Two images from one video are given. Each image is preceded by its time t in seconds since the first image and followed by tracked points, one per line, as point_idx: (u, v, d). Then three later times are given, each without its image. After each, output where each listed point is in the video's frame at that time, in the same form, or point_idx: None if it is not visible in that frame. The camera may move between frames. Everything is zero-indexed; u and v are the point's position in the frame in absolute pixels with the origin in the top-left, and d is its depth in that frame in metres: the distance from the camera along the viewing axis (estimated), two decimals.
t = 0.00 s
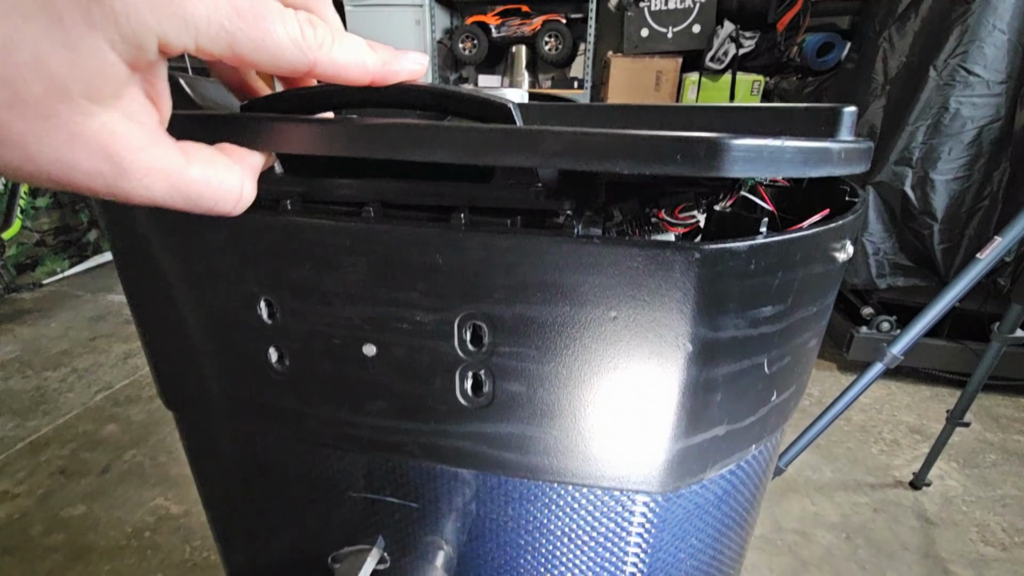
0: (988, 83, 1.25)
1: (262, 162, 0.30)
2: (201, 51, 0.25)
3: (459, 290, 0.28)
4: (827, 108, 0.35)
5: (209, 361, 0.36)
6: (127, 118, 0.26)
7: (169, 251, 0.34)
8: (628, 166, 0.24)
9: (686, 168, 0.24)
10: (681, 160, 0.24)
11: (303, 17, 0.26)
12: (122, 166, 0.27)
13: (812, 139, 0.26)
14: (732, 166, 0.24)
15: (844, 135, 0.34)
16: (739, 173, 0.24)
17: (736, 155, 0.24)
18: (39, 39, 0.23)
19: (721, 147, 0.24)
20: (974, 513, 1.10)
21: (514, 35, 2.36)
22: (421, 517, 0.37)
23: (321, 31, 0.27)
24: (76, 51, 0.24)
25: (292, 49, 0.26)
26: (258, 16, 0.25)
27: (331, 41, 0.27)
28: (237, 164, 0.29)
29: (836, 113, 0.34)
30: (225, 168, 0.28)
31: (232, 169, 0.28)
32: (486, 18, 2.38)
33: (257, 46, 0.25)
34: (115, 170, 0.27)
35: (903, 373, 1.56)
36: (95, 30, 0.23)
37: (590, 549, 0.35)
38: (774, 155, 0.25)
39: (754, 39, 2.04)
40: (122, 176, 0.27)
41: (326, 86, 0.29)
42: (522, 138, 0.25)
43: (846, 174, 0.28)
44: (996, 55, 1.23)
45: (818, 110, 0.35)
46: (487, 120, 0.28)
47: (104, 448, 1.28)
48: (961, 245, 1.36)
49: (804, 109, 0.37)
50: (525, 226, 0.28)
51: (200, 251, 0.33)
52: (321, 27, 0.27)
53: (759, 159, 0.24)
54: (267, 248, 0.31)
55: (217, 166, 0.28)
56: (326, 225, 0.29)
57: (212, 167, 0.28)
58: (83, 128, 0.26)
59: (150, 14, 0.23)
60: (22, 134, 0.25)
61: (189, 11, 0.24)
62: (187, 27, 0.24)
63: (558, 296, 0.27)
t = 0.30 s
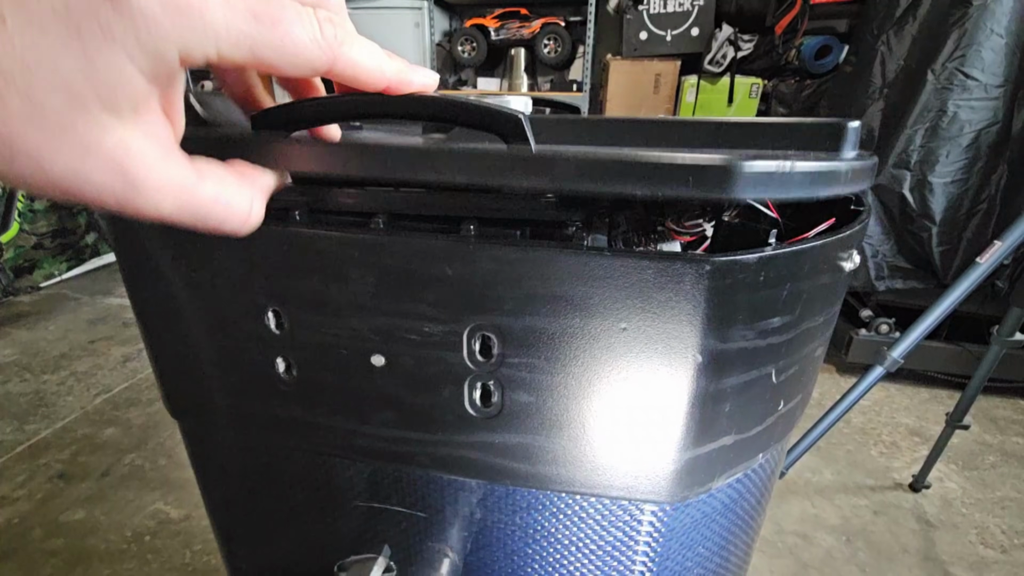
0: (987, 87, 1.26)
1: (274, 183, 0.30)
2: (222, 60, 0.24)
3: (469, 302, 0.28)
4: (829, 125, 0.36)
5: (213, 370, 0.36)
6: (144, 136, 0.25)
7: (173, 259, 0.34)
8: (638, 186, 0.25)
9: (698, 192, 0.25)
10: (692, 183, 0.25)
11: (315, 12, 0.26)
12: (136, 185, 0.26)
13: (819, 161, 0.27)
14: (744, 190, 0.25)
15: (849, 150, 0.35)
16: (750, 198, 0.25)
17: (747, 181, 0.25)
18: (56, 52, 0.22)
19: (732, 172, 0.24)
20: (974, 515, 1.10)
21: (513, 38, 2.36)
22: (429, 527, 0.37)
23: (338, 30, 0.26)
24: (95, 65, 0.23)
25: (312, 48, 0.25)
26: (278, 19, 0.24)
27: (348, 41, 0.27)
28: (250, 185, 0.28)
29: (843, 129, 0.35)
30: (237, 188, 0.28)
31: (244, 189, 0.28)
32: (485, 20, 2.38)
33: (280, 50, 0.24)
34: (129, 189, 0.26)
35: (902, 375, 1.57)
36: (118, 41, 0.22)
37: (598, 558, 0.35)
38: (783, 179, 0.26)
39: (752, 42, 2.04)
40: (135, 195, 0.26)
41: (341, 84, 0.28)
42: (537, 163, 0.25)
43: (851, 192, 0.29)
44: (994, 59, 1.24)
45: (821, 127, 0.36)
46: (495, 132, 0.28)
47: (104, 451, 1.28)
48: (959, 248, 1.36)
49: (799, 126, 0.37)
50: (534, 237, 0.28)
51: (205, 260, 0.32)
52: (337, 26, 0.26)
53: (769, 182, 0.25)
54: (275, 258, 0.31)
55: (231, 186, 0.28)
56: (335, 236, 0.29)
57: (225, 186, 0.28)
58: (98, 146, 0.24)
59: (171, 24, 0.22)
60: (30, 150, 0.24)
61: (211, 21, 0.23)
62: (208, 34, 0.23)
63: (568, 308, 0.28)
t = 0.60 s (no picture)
0: (984, 88, 1.26)
1: (268, 182, 0.29)
2: (204, 43, 0.23)
3: (470, 303, 0.28)
4: (828, 121, 0.35)
5: (210, 372, 0.36)
6: (122, 117, 0.24)
7: (169, 259, 0.33)
8: (642, 185, 0.25)
9: (703, 190, 0.24)
10: (695, 179, 0.24)
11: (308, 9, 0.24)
12: (111, 168, 0.25)
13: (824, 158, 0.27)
14: (747, 188, 0.24)
15: (852, 145, 0.34)
16: (752, 195, 0.24)
17: (750, 177, 0.24)
18: (31, 22, 0.21)
19: (736, 168, 0.24)
20: (973, 516, 1.10)
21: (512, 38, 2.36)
22: (429, 531, 0.36)
23: (330, 26, 0.25)
24: (70, 37, 0.22)
25: (299, 42, 0.24)
26: (265, 9, 0.23)
27: (340, 38, 0.25)
28: (236, 180, 0.27)
29: (845, 126, 0.34)
30: (218, 180, 0.26)
31: (227, 182, 0.27)
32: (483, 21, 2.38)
33: (264, 38, 0.23)
34: (104, 170, 0.25)
35: (901, 376, 1.56)
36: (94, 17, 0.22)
37: (600, 561, 0.35)
38: (787, 174, 0.25)
39: (750, 43, 2.05)
40: (111, 177, 0.25)
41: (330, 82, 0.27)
42: (538, 158, 0.25)
43: (856, 189, 0.29)
44: (992, 60, 1.24)
45: (820, 123, 0.36)
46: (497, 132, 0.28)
47: (101, 454, 1.27)
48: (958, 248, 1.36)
49: (801, 122, 0.36)
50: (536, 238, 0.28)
51: (202, 261, 0.32)
52: (329, 22, 0.25)
53: (772, 179, 0.24)
54: (273, 259, 0.30)
55: (212, 178, 0.26)
56: (334, 237, 0.29)
57: (207, 178, 0.26)
58: (75, 123, 0.24)
59: None
60: (7, 124, 0.23)
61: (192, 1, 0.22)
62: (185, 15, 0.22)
63: (569, 309, 0.27)
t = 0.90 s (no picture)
0: (983, 91, 1.26)
1: (292, 188, 0.29)
2: (239, 49, 0.24)
3: (493, 315, 0.28)
4: (845, 130, 0.35)
5: (228, 380, 0.36)
6: (159, 121, 0.24)
7: (188, 269, 0.34)
8: (664, 195, 0.25)
9: (723, 200, 0.24)
10: (718, 190, 0.24)
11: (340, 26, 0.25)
12: (146, 172, 0.24)
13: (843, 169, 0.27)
14: (769, 197, 0.24)
15: (863, 156, 0.34)
16: (774, 204, 0.25)
17: (773, 186, 0.24)
18: (78, 26, 0.22)
19: (758, 178, 0.24)
20: (974, 517, 1.11)
21: (512, 41, 2.36)
22: (445, 538, 0.37)
23: (359, 43, 0.25)
24: (113, 39, 0.22)
25: (329, 55, 0.24)
26: (298, 20, 0.23)
27: (368, 56, 0.26)
28: (265, 189, 0.27)
29: (857, 136, 0.34)
30: (250, 188, 0.26)
31: (257, 190, 0.27)
32: (483, 24, 2.38)
33: (296, 48, 0.24)
34: (139, 174, 0.24)
35: (901, 377, 1.57)
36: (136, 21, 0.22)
37: (616, 568, 0.35)
38: (808, 184, 0.25)
39: (749, 46, 2.05)
40: (145, 182, 0.25)
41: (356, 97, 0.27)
42: (560, 169, 0.25)
43: (873, 199, 0.29)
44: (991, 63, 1.24)
45: (835, 132, 0.36)
46: (518, 147, 0.28)
47: (103, 457, 1.28)
48: (957, 251, 1.36)
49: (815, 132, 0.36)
50: (557, 251, 0.28)
51: (223, 272, 0.32)
52: (359, 40, 0.25)
53: (793, 189, 0.25)
54: (296, 272, 0.31)
55: (243, 185, 0.26)
56: (358, 250, 0.29)
57: (238, 185, 0.26)
58: (113, 127, 0.24)
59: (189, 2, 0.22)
60: (48, 125, 0.23)
61: (231, 7, 0.22)
62: (226, 21, 0.23)
63: (589, 319, 0.28)
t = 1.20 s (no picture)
0: (983, 92, 1.25)
1: (303, 198, 0.29)
2: (258, 53, 0.23)
3: (506, 324, 0.28)
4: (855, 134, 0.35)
5: (236, 386, 0.36)
6: (177, 129, 0.24)
7: (197, 275, 0.33)
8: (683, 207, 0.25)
9: (741, 207, 0.24)
10: (735, 199, 0.24)
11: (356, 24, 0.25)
12: (162, 180, 0.24)
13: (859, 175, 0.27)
14: (787, 206, 0.24)
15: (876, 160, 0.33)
16: (793, 213, 0.24)
17: (790, 195, 0.24)
18: (99, 31, 0.21)
19: (776, 186, 0.24)
20: (975, 518, 1.11)
21: (511, 41, 2.35)
22: (453, 546, 0.36)
23: (376, 45, 0.25)
24: (135, 47, 0.22)
25: (346, 57, 0.24)
26: (316, 24, 0.23)
27: (384, 58, 0.26)
28: (279, 197, 0.27)
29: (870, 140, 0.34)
30: (263, 196, 0.27)
31: (270, 198, 0.27)
32: (483, 24, 2.38)
33: (314, 52, 0.23)
34: (155, 183, 0.24)
35: (901, 378, 1.57)
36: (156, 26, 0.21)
37: None
38: (824, 192, 0.25)
39: (748, 46, 2.06)
40: (162, 191, 0.24)
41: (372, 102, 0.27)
42: (577, 180, 0.25)
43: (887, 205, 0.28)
44: (991, 64, 1.22)
45: (846, 137, 0.35)
46: (533, 156, 0.28)
47: (102, 460, 1.27)
48: (957, 250, 1.35)
49: (825, 135, 0.36)
50: (570, 259, 0.28)
51: (234, 279, 0.32)
52: (376, 41, 0.25)
53: (812, 197, 0.24)
54: (308, 279, 0.30)
55: (257, 194, 0.26)
56: (370, 258, 0.29)
57: (253, 195, 0.26)
58: (131, 135, 0.23)
59: (212, 8, 0.22)
60: (64, 133, 0.23)
61: (250, 11, 0.22)
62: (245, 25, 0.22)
63: (603, 327, 0.28)
